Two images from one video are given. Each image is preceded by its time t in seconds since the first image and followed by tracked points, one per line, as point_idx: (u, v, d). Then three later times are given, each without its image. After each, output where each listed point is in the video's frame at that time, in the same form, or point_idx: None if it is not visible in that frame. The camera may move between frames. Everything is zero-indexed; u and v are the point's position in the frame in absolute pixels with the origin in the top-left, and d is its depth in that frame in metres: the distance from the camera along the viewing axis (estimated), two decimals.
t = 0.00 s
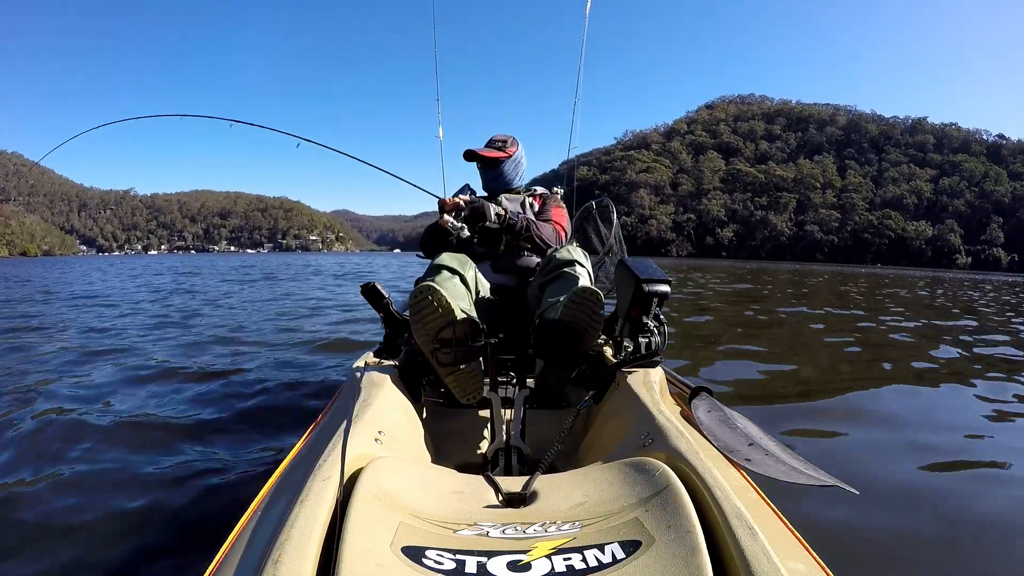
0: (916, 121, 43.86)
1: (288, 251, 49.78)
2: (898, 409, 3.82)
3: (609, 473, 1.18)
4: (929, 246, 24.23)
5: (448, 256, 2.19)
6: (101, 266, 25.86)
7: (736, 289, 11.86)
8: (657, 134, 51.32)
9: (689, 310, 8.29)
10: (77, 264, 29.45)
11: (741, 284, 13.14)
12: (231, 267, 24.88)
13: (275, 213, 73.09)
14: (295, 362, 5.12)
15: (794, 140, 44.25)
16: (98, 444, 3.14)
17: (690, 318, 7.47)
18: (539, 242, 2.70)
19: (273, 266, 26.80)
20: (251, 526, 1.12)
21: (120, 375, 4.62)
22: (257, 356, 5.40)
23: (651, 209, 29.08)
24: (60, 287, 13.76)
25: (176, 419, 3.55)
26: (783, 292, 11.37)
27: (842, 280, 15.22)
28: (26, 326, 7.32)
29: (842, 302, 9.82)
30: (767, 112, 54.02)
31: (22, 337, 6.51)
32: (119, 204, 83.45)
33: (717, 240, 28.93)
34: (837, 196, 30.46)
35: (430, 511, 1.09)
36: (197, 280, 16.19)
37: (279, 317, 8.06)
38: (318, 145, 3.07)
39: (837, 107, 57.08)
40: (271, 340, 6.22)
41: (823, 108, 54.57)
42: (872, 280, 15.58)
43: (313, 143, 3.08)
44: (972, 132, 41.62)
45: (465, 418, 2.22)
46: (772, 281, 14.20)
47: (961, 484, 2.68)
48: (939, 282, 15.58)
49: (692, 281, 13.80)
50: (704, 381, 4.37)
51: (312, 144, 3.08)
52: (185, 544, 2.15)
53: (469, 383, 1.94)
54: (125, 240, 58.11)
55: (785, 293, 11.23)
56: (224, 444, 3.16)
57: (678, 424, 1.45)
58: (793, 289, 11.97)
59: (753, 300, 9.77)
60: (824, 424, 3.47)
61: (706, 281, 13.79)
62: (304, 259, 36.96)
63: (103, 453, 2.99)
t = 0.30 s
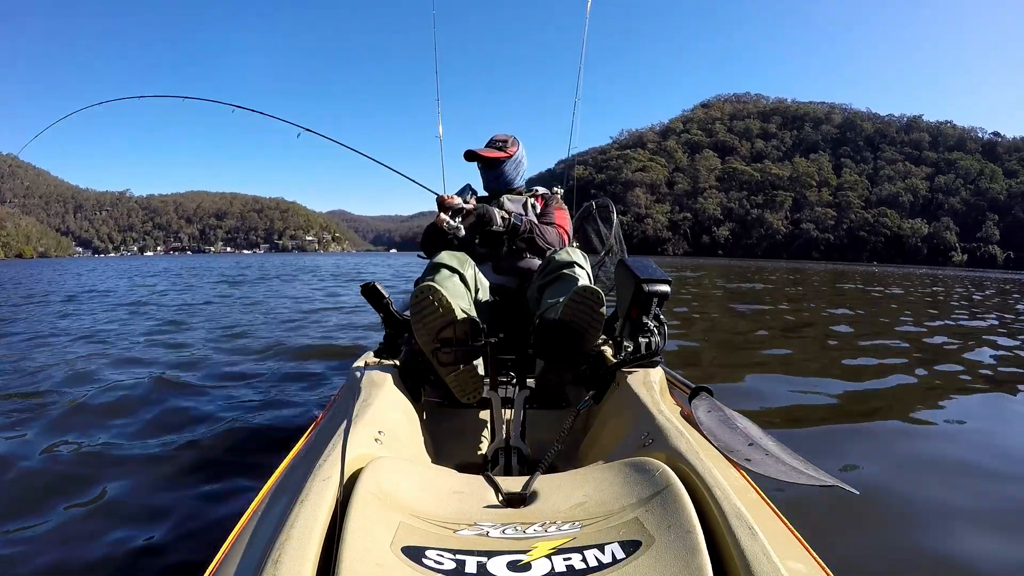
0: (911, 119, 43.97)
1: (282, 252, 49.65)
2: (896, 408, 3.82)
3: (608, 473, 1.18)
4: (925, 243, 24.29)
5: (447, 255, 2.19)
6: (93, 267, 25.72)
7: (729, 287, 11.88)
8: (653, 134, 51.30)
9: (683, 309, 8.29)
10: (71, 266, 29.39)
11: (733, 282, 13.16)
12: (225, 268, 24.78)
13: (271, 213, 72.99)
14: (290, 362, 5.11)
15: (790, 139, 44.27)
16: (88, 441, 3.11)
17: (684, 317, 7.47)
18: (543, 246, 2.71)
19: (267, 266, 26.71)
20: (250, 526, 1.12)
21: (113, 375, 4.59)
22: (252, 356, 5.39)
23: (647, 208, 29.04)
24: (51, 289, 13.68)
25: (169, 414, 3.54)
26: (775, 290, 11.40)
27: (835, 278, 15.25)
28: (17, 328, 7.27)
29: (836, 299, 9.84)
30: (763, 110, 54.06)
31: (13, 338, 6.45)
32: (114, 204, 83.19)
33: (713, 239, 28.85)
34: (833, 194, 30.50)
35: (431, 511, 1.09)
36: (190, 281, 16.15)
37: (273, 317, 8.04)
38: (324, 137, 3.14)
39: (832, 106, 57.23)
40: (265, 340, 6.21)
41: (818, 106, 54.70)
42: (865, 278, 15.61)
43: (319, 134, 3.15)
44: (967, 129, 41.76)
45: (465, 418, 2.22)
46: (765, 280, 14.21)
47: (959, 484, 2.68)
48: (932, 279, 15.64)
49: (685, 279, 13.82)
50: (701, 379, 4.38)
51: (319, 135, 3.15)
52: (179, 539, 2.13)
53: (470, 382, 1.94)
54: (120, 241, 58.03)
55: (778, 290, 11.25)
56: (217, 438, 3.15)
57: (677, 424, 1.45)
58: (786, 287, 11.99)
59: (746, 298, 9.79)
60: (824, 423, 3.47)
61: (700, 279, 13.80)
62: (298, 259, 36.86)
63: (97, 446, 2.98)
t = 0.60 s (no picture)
0: (908, 119, 44.05)
1: (277, 251, 49.47)
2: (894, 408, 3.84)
3: (610, 473, 1.18)
4: (921, 243, 24.36)
5: (447, 255, 2.19)
6: (86, 267, 25.55)
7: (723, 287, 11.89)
8: (650, 134, 51.25)
9: (678, 308, 8.28)
10: (64, 266, 29.26)
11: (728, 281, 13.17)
12: (218, 268, 24.62)
13: (267, 213, 72.85)
14: (285, 363, 5.10)
15: (787, 140, 44.33)
16: (82, 442, 3.10)
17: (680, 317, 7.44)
18: (543, 247, 2.73)
19: (262, 267, 26.61)
20: (250, 526, 1.12)
21: (107, 376, 4.58)
22: (247, 355, 5.39)
23: (644, 207, 28.89)
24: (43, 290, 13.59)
25: (163, 417, 3.53)
26: (770, 289, 11.42)
27: (829, 278, 15.28)
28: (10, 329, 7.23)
29: (830, 299, 9.86)
30: (760, 110, 54.12)
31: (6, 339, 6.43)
32: (109, 203, 82.78)
33: (710, 238, 28.86)
34: (829, 194, 30.53)
35: (430, 510, 1.09)
36: (185, 281, 16.09)
37: (268, 318, 8.03)
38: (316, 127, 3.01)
39: (828, 106, 57.32)
40: (260, 340, 6.20)
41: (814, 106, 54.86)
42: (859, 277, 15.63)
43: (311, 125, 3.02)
44: (964, 129, 41.86)
45: (465, 419, 2.22)
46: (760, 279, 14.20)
47: (960, 484, 2.68)
48: (927, 279, 15.64)
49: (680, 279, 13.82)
50: (700, 379, 4.37)
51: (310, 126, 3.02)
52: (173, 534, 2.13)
53: (470, 382, 1.95)
54: (116, 241, 57.91)
55: (772, 290, 11.27)
56: (211, 442, 3.15)
57: (678, 424, 1.45)
58: (780, 287, 12.00)
59: (741, 297, 9.79)
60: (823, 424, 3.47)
61: (695, 279, 13.81)
62: (293, 258, 36.75)
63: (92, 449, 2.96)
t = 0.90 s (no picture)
0: (904, 119, 44.08)
1: (271, 251, 49.42)
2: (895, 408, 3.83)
3: (610, 473, 1.18)
4: (916, 243, 24.39)
5: (447, 256, 2.19)
6: (78, 268, 25.47)
7: (715, 287, 11.92)
8: (646, 134, 51.25)
9: (670, 309, 8.29)
10: (57, 267, 29.18)
11: (721, 281, 13.19)
12: (212, 268, 24.58)
13: (263, 213, 72.77)
14: (279, 363, 5.11)
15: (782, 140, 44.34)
16: (79, 443, 3.11)
17: (673, 318, 7.45)
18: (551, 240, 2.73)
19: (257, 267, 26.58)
20: (250, 526, 1.12)
21: (102, 377, 4.58)
22: (242, 356, 5.39)
23: (640, 208, 28.67)
24: (36, 291, 13.56)
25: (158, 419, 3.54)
26: (762, 289, 11.45)
27: (821, 277, 15.30)
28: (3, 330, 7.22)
29: (823, 298, 9.88)
30: (756, 110, 54.16)
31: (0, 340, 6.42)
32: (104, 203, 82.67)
33: (705, 238, 28.88)
34: (825, 194, 30.56)
35: (430, 511, 1.09)
36: (179, 282, 16.07)
37: (262, 318, 8.03)
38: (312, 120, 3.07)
39: (824, 106, 57.39)
40: (255, 341, 6.21)
41: (809, 106, 54.96)
42: (852, 277, 15.64)
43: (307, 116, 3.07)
44: (960, 130, 41.90)
45: (464, 419, 2.22)
46: (752, 279, 14.21)
47: (968, 485, 2.67)
48: (918, 278, 15.66)
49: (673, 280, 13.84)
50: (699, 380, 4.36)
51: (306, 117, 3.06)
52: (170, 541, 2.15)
53: (470, 382, 1.95)
54: (110, 240, 57.80)
55: (765, 290, 11.29)
56: (204, 444, 3.13)
57: (677, 424, 1.45)
58: (772, 287, 12.03)
59: (734, 298, 9.80)
60: (824, 424, 3.47)
61: (688, 279, 13.83)
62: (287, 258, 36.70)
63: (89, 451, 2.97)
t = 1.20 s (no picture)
0: (899, 127, 44.14)
1: (263, 247, 49.25)
2: (891, 410, 3.83)
3: (610, 472, 1.18)
4: (909, 250, 24.44)
5: (446, 256, 2.20)
6: (67, 261, 25.28)
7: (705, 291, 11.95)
8: (642, 136, 51.21)
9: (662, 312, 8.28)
10: (46, 258, 29.00)
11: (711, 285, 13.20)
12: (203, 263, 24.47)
13: (258, 213, 72.67)
14: (269, 360, 5.09)
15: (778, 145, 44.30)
16: (67, 434, 3.09)
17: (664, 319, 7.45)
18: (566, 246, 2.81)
19: (248, 263, 26.46)
20: (249, 526, 1.12)
21: (91, 369, 4.54)
22: (233, 351, 5.37)
23: (634, 210, 28.65)
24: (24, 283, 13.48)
25: (146, 412, 3.51)
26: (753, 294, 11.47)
27: (812, 283, 15.32)
28: None
29: (813, 304, 9.90)
30: (751, 115, 54.19)
31: None
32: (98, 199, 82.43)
33: (699, 242, 28.89)
34: (819, 199, 30.59)
35: (430, 510, 1.09)
36: (168, 277, 15.99)
37: (253, 314, 8.00)
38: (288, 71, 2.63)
39: (819, 112, 57.52)
40: (245, 336, 6.18)
41: (804, 112, 55.09)
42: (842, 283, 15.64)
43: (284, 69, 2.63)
44: (954, 139, 41.99)
45: (464, 419, 2.23)
46: (743, 284, 14.23)
47: (964, 484, 2.68)
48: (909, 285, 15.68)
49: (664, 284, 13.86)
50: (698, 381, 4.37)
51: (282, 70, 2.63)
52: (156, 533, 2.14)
53: (471, 382, 1.95)
54: (104, 237, 57.64)
55: (755, 295, 11.32)
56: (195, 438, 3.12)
57: (677, 424, 1.45)
58: (762, 292, 12.06)
59: (724, 302, 9.82)
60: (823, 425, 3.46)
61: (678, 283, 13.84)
62: (278, 255, 36.54)
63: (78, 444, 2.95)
